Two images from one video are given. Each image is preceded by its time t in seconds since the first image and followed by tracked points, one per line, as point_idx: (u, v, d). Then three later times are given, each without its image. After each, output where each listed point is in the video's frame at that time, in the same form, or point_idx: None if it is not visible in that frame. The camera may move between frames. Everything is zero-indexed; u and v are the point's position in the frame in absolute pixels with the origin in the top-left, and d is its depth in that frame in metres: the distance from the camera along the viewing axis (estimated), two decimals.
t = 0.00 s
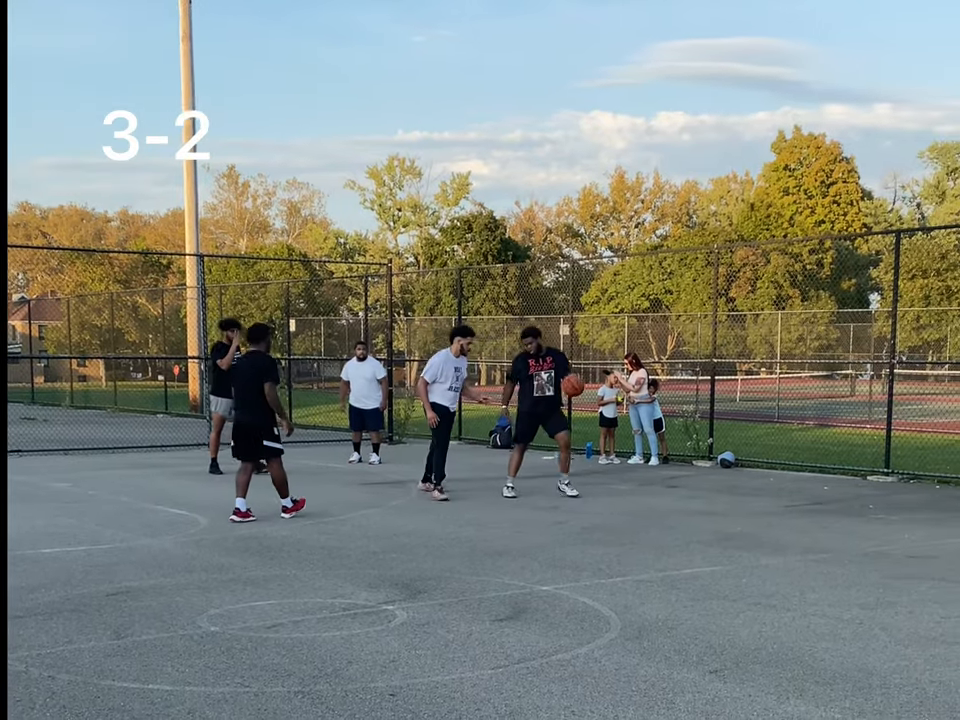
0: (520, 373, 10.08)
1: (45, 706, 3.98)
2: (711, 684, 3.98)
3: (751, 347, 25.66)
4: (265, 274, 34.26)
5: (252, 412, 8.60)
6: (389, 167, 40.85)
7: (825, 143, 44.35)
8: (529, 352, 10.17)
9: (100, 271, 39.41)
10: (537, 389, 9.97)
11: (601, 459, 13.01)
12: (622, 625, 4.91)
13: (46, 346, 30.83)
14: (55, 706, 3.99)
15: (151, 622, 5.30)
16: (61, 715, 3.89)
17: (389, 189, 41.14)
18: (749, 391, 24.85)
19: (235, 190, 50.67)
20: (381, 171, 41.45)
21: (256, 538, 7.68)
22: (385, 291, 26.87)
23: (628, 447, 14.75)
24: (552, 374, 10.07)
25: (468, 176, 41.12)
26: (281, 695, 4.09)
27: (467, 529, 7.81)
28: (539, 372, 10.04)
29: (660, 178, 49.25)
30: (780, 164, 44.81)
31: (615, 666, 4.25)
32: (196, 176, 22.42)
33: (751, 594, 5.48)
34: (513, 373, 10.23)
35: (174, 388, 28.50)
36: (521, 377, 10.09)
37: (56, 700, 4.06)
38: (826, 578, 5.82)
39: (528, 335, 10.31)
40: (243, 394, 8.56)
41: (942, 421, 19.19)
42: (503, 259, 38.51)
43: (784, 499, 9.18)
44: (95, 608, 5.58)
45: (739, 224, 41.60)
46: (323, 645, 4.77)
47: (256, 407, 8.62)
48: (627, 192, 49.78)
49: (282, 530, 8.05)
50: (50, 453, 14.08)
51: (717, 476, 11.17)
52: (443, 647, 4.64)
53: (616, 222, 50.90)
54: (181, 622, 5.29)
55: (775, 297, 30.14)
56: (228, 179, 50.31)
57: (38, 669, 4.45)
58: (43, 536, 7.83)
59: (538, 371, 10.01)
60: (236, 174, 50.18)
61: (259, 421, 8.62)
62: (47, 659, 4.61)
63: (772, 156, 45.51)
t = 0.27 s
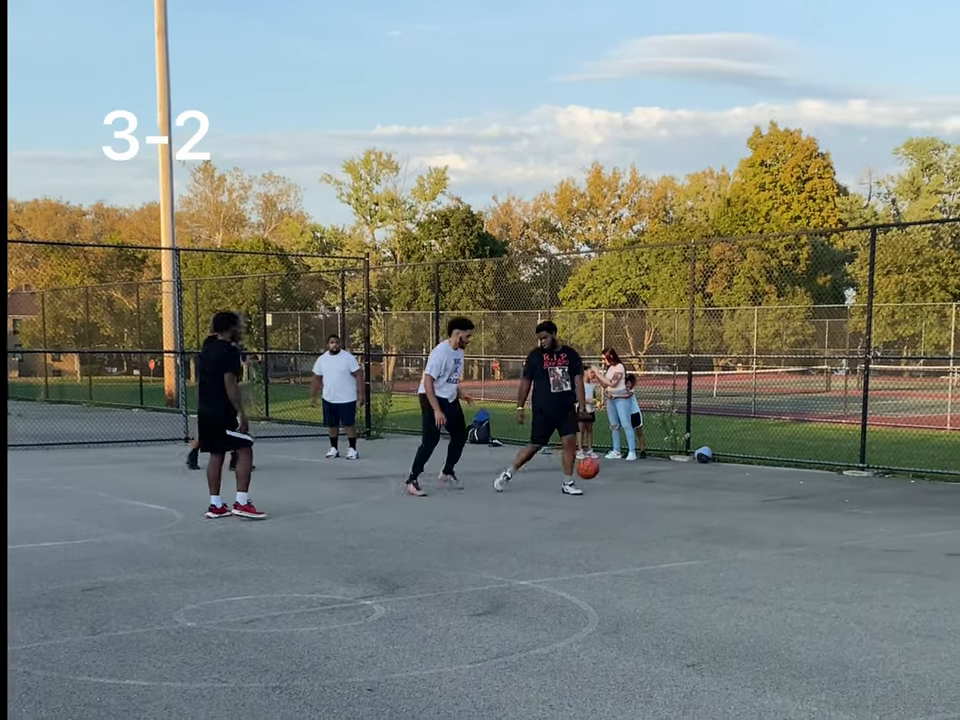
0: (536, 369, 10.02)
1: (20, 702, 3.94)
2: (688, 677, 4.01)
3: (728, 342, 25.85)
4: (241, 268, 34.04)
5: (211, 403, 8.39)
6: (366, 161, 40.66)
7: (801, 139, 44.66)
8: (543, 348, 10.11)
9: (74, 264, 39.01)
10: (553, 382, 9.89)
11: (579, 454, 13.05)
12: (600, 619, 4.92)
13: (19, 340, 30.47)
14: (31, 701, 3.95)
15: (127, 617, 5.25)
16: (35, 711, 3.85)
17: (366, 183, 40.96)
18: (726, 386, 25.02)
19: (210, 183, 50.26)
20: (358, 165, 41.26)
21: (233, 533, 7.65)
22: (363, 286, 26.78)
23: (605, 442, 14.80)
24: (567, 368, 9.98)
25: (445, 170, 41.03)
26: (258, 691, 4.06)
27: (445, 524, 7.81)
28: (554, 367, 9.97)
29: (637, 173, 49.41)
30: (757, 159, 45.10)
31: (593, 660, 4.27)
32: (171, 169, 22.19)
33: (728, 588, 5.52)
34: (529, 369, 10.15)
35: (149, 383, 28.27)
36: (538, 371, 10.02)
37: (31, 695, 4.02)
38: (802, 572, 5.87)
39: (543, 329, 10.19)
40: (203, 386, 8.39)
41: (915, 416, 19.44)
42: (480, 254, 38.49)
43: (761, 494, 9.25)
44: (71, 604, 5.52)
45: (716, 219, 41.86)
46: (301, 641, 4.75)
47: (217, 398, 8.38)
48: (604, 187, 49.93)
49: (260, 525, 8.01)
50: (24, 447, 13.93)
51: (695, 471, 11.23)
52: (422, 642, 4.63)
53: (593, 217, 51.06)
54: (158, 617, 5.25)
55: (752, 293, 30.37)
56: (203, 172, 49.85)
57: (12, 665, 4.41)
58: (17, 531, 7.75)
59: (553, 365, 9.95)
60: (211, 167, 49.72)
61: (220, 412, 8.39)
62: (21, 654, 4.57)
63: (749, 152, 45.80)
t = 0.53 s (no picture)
0: (540, 360, 9.75)
1: None
2: (665, 668, 4.04)
3: (702, 335, 26.04)
4: (214, 260, 33.78)
5: (175, 397, 8.09)
6: (340, 152, 40.42)
7: (774, 132, 45.00)
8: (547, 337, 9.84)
9: (43, 257, 38.47)
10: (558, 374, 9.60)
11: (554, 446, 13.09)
12: (576, 612, 4.94)
13: None
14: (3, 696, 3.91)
15: (102, 611, 5.20)
16: (9, 705, 3.81)
17: (340, 175, 40.72)
18: (700, 379, 25.21)
19: (183, 175, 49.78)
20: (332, 157, 41.03)
21: (209, 527, 7.59)
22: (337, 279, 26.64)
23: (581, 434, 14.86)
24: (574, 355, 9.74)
25: (419, 163, 40.90)
26: (235, 684, 4.04)
27: (422, 517, 7.80)
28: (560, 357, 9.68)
29: (611, 166, 49.55)
30: (730, 152, 45.40)
31: (570, 652, 4.29)
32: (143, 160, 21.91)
33: (704, 579, 5.56)
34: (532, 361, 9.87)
35: (121, 377, 27.98)
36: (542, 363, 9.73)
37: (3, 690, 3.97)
38: (776, 563, 5.94)
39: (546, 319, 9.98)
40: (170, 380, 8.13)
41: (886, 408, 19.72)
42: (455, 246, 38.45)
43: (735, 485, 9.34)
44: (43, 598, 5.46)
45: (690, 212, 42.07)
46: (278, 633, 4.73)
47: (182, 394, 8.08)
48: (578, 179, 50.07)
49: (235, 518, 7.96)
50: None
51: (670, 463, 11.31)
52: (399, 634, 4.63)
53: (567, 210, 51.22)
54: (133, 611, 5.21)
55: (726, 286, 30.63)
56: (175, 164, 49.29)
57: None
58: None
59: (558, 355, 9.66)
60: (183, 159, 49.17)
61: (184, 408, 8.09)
62: None
63: (722, 145, 46.09)
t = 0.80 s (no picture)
0: (553, 349, 9.55)
1: None
2: (642, 658, 4.06)
3: (675, 326, 26.20)
4: (186, 252, 33.44)
5: (139, 389, 7.96)
6: (312, 144, 40.11)
7: (746, 123, 45.25)
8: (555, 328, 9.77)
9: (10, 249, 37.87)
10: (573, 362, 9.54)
11: (529, 438, 13.10)
12: (553, 603, 4.96)
13: None
14: None
15: (75, 605, 5.15)
16: None
17: (312, 167, 40.43)
18: (674, 370, 25.37)
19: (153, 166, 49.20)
20: (304, 148, 40.72)
21: (183, 521, 7.52)
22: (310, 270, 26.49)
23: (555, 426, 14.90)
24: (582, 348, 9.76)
25: (391, 154, 40.72)
26: (211, 678, 4.01)
27: (398, 509, 7.79)
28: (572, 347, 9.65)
29: (584, 157, 49.62)
30: (702, 144, 45.62)
31: (548, 643, 4.30)
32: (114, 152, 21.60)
33: (679, 569, 5.60)
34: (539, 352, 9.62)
35: (92, 370, 27.67)
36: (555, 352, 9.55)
37: None
38: (751, 553, 5.99)
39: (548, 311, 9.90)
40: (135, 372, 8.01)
41: (856, 398, 19.96)
42: (428, 238, 38.34)
43: (710, 476, 9.41)
44: (15, 593, 5.39)
45: (663, 204, 42.23)
46: (254, 627, 4.70)
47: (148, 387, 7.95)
48: (550, 171, 50.11)
49: (210, 512, 7.90)
50: None
51: (645, 454, 11.38)
52: (375, 627, 4.62)
53: (540, 201, 51.24)
54: (107, 605, 5.16)
55: (699, 277, 30.83)
56: (145, 155, 48.66)
57: None
58: None
59: (571, 345, 9.63)
60: (153, 150, 48.55)
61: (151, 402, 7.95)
62: None
63: (695, 136, 46.31)
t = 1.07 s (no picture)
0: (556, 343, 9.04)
1: None
2: (614, 650, 4.04)
3: (647, 316, 26.27)
4: (154, 243, 32.98)
5: (92, 381, 7.78)
6: (281, 134, 39.69)
7: (716, 113, 45.40)
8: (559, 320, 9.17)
9: None
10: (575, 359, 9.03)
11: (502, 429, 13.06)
12: (525, 595, 4.93)
13: None
14: None
15: (39, 601, 5.03)
16: None
17: (282, 157, 40.02)
18: (645, 359, 25.46)
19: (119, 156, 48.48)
20: (273, 138, 40.29)
21: (150, 515, 7.40)
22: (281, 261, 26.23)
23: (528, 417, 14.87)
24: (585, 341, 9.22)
25: (361, 144, 40.41)
26: (179, 674, 3.93)
27: (370, 501, 7.72)
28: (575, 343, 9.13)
29: (555, 147, 49.58)
30: (673, 133, 45.75)
31: (520, 635, 4.26)
32: (80, 141, 21.20)
33: (652, 560, 5.60)
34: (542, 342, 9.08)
35: (59, 363, 27.25)
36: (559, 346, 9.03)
37: None
38: (724, 543, 6.00)
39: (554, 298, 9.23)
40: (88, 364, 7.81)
41: (827, 387, 20.18)
42: (399, 229, 38.13)
43: (682, 466, 9.43)
44: None
45: (634, 194, 42.32)
46: (223, 622, 4.62)
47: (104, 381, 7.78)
48: (521, 161, 50.03)
49: (178, 505, 7.78)
50: None
51: (617, 444, 11.39)
52: (346, 621, 4.56)
53: (511, 191, 51.12)
54: (72, 600, 5.04)
55: (670, 267, 30.96)
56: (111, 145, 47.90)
57: None
58: None
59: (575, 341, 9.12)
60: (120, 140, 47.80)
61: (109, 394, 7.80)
62: None
63: (665, 125, 46.43)
